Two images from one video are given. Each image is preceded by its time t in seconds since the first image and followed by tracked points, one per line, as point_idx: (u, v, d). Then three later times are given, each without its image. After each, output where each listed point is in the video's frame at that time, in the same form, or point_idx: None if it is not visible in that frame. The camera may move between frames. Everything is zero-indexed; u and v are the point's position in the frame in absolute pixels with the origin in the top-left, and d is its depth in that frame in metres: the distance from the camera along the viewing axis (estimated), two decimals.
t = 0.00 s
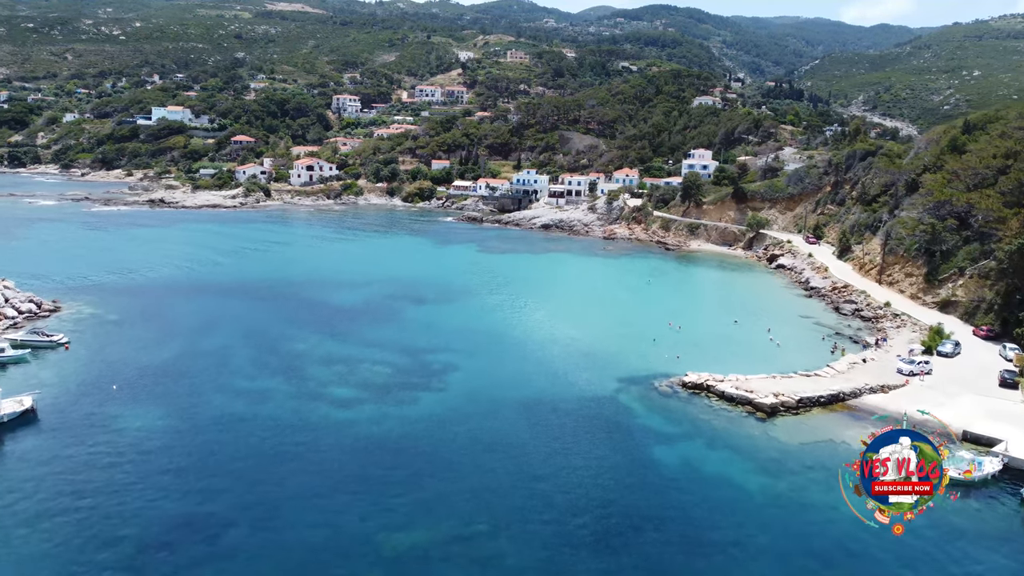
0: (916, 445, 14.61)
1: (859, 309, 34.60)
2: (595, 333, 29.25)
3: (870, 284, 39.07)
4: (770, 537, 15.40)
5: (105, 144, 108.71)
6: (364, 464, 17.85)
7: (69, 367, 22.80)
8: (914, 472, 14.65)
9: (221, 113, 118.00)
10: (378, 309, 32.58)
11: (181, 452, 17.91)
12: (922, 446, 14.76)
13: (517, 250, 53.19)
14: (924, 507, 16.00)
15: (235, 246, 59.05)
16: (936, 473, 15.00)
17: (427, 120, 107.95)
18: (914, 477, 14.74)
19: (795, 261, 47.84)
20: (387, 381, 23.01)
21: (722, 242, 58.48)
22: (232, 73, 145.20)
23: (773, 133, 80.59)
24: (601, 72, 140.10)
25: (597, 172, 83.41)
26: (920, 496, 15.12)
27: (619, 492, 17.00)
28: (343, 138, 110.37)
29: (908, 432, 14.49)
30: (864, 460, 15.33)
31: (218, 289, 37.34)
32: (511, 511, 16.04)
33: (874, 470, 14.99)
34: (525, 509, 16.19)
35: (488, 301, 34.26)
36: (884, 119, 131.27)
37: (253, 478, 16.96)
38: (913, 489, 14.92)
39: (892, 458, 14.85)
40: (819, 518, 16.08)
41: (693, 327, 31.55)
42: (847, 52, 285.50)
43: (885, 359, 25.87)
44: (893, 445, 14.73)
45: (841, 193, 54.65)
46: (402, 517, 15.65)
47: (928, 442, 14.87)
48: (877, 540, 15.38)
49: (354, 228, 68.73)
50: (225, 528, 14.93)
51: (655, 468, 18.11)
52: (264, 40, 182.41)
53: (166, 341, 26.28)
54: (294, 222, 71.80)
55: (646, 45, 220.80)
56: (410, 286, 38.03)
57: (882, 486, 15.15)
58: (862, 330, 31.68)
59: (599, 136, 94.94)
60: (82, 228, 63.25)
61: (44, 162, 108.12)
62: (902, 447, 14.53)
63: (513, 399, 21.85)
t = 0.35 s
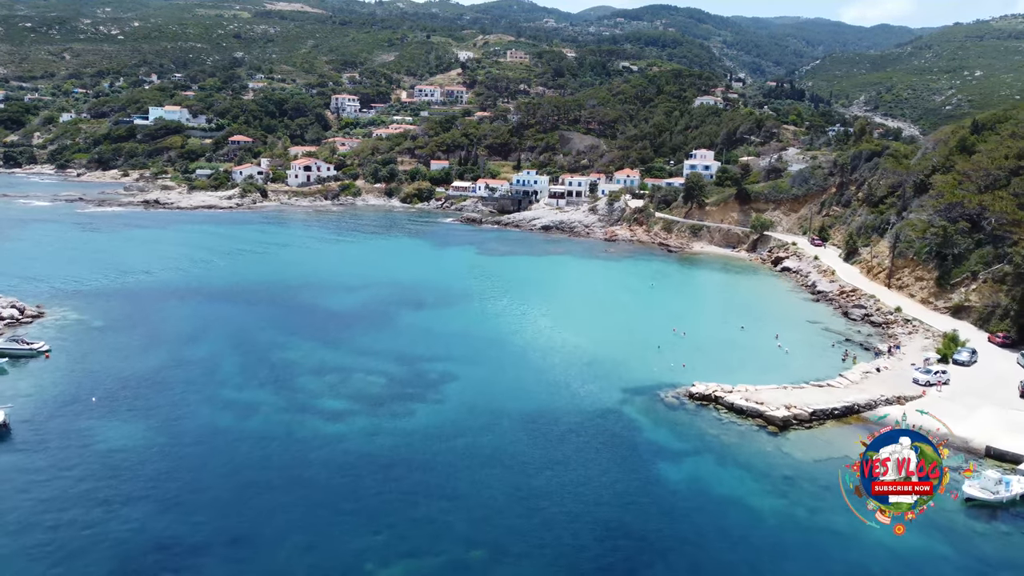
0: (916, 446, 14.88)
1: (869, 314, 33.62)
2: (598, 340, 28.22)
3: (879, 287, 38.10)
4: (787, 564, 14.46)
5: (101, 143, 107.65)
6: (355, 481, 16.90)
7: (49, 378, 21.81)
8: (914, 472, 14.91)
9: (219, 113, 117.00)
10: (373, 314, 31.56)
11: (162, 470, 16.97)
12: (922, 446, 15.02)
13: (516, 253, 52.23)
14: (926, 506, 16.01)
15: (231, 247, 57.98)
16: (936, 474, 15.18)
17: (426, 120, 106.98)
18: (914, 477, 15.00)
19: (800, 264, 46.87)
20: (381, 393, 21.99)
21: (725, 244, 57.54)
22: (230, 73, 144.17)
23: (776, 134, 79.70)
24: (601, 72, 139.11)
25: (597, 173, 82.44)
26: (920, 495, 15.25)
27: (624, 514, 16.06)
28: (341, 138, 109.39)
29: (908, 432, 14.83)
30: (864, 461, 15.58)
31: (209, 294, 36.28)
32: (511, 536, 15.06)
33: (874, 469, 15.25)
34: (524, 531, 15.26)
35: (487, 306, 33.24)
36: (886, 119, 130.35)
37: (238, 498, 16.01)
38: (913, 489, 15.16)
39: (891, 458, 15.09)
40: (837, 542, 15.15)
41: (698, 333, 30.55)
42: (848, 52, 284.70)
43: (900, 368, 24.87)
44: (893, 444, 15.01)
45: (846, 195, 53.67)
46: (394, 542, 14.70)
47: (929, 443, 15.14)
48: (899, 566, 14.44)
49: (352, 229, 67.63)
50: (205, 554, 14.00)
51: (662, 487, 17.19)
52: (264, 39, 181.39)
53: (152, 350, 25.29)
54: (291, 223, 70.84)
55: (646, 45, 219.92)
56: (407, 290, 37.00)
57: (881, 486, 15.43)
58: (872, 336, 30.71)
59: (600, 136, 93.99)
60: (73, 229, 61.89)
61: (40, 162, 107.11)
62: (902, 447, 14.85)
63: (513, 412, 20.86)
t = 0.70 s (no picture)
0: (917, 445, 14.56)
1: (880, 319, 32.57)
2: (601, 348, 27.15)
3: (888, 292, 37.07)
4: None
5: (97, 143, 106.55)
6: (343, 503, 15.89)
7: (24, 389, 20.76)
8: (915, 473, 14.63)
9: (216, 113, 115.95)
10: (368, 321, 30.50)
11: (136, 492, 15.91)
12: (923, 447, 14.63)
13: (516, 255, 51.12)
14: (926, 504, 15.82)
15: (227, 249, 56.93)
16: (937, 473, 14.87)
17: (425, 119, 105.90)
18: (915, 478, 14.73)
19: (807, 267, 45.83)
20: (373, 406, 20.91)
21: (729, 246, 56.51)
22: (228, 72, 143.03)
23: (779, 133, 78.72)
24: (602, 71, 137.97)
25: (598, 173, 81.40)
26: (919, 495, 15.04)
27: (630, 540, 15.03)
28: (339, 138, 108.32)
29: (911, 433, 14.46)
30: (864, 460, 15.38)
31: (199, 298, 35.19)
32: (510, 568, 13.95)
33: (875, 470, 14.99)
34: (523, 559, 14.25)
35: (486, 312, 32.16)
36: (888, 119, 129.43)
37: (217, 520, 15.00)
38: (914, 489, 14.92)
39: (892, 458, 14.81)
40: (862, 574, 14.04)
41: (705, 340, 29.42)
42: (848, 52, 283.86)
43: (917, 379, 23.78)
44: (893, 445, 14.67)
45: (853, 196, 52.65)
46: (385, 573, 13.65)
47: (930, 443, 14.79)
48: None
49: (350, 230, 66.56)
50: None
51: (671, 511, 16.11)
52: (263, 39, 180.30)
53: (134, 360, 24.18)
54: (288, 224, 69.79)
55: (647, 45, 219.01)
56: (403, 295, 35.89)
57: (882, 486, 15.20)
58: (885, 343, 29.66)
59: (600, 136, 92.94)
60: (64, 231, 60.67)
61: (36, 162, 106.00)
62: (904, 446, 14.49)
63: (512, 428, 19.76)
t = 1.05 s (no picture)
0: (918, 446, 14.61)
1: (890, 325, 31.60)
2: (604, 356, 26.19)
3: (897, 296, 36.14)
4: None
5: (93, 143, 105.53)
6: (329, 527, 14.95)
7: None
8: (915, 473, 14.63)
9: (214, 112, 114.92)
10: (363, 327, 29.47)
11: (111, 516, 15.02)
12: (925, 448, 14.66)
13: (516, 257, 50.17)
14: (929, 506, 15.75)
15: (222, 250, 55.99)
16: (938, 475, 14.87)
17: (425, 119, 104.90)
18: (915, 478, 14.72)
19: (813, 270, 44.86)
20: (365, 420, 19.90)
21: (732, 247, 55.53)
22: (226, 72, 141.98)
23: (782, 134, 77.76)
24: (602, 71, 136.88)
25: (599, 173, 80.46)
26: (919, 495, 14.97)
27: (636, 568, 14.04)
28: (338, 138, 107.27)
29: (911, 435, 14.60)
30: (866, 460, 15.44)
31: (189, 303, 34.11)
32: None
33: (874, 469, 15.02)
34: None
35: (485, 318, 31.20)
36: (890, 119, 128.51)
37: (194, 546, 14.11)
38: (913, 490, 14.89)
39: (892, 458, 14.85)
40: None
41: (711, 348, 28.45)
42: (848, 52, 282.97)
43: (934, 390, 22.78)
44: (893, 444, 14.81)
45: (859, 197, 51.71)
46: None
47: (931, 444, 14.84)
48: None
49: (347, 232, 65.64)
50: None
51: (678, 535, 15.16)
52: (262, 38, 179.29)
53: (116, 369, 23.28)
54: (285, 225, 68.86)
55: (647, 45, 218.11)
56: (400, 299, 34.90)
57: (881, 486, 15.18)
58: (897, 350, 28.68)
59: (601, 136, 91.93)
60: (56, 232, 59.59)
61: (31, 162, 105.01)
62: (903, 446, 14.60)
63: (510, 443, 18.81)
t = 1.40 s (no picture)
0: (918, 445, 14.75)
1: (904, 332, 30.52)
2: (607, 365, 25.09)
3: (908, 301, 35.10)
4: None
5: (89, 143, 104.34)
6: (314, 557, 13.86)
7: None
8: (915, 473, 14.75)
9: (211, 112, 113.71)
10: (356, 334, 28.37)
11: (78, 547, 13.95)
12: (924, 448, 14.82)
13: (516, 260, 49.07)
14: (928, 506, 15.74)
15: (217, 252, 54.94)
16: (937, 474, 15.02)
17: (424, 119, 103.79)
18: (914, 478, 14.85)
19: (820, 273, 43.80)
20: (355, 436, 18.82)
21: (737, 250, 54.45)
22: (224, 71, 140.85)
23: (785, 133, 76.66)
24: (602, 71, 135.75)
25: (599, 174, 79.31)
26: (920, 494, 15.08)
27: None
28: (336, 138, 106.14)
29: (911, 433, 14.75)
30: (864, 461, 15.37)
31: (177, 308, 33.01)
32: None
33: (876, 469, 14.99)
34: None
35: (483, 324, 30.11)
36: (893, 119, 127.38)
37: None
38: (913, 489, 14.99)
39: (892, 457, 14.93)
40: None
41: (718, 356, 27.37)
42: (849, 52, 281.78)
43: (955, 402, 21.71)
44: (893, 444, 14.82)
45: (866, 198, 50.66)
46: None
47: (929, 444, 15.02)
48: None
49: (344, 234, 64.55)
50: None
51: (690, 565, 14.09)
52: (260, 38, 178.11)
53: (96, 380, 22.24)
54: (282, 227, 67.79)
55: (648, 45, 216.98)
56: (395, 305, 33.79)
57: (882, 486, 15.17)
58: (912, 358, 27.63)
59: (602, 136, 90.83)
60: (47, 233, 58.53)
61: (27, 162, 103.91)
62: (904, 445, 14.68)
63: (509, 462, 17.70)
